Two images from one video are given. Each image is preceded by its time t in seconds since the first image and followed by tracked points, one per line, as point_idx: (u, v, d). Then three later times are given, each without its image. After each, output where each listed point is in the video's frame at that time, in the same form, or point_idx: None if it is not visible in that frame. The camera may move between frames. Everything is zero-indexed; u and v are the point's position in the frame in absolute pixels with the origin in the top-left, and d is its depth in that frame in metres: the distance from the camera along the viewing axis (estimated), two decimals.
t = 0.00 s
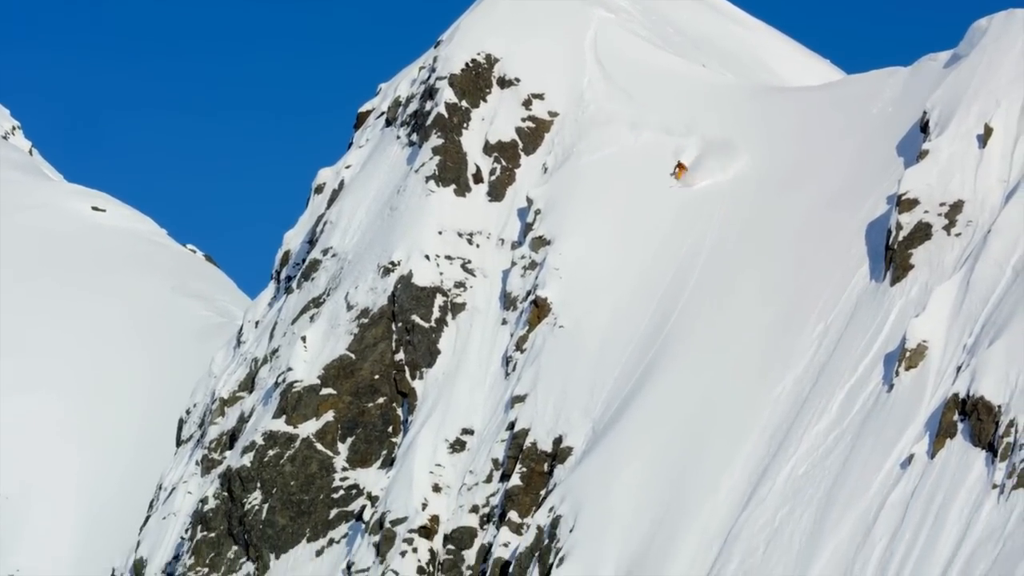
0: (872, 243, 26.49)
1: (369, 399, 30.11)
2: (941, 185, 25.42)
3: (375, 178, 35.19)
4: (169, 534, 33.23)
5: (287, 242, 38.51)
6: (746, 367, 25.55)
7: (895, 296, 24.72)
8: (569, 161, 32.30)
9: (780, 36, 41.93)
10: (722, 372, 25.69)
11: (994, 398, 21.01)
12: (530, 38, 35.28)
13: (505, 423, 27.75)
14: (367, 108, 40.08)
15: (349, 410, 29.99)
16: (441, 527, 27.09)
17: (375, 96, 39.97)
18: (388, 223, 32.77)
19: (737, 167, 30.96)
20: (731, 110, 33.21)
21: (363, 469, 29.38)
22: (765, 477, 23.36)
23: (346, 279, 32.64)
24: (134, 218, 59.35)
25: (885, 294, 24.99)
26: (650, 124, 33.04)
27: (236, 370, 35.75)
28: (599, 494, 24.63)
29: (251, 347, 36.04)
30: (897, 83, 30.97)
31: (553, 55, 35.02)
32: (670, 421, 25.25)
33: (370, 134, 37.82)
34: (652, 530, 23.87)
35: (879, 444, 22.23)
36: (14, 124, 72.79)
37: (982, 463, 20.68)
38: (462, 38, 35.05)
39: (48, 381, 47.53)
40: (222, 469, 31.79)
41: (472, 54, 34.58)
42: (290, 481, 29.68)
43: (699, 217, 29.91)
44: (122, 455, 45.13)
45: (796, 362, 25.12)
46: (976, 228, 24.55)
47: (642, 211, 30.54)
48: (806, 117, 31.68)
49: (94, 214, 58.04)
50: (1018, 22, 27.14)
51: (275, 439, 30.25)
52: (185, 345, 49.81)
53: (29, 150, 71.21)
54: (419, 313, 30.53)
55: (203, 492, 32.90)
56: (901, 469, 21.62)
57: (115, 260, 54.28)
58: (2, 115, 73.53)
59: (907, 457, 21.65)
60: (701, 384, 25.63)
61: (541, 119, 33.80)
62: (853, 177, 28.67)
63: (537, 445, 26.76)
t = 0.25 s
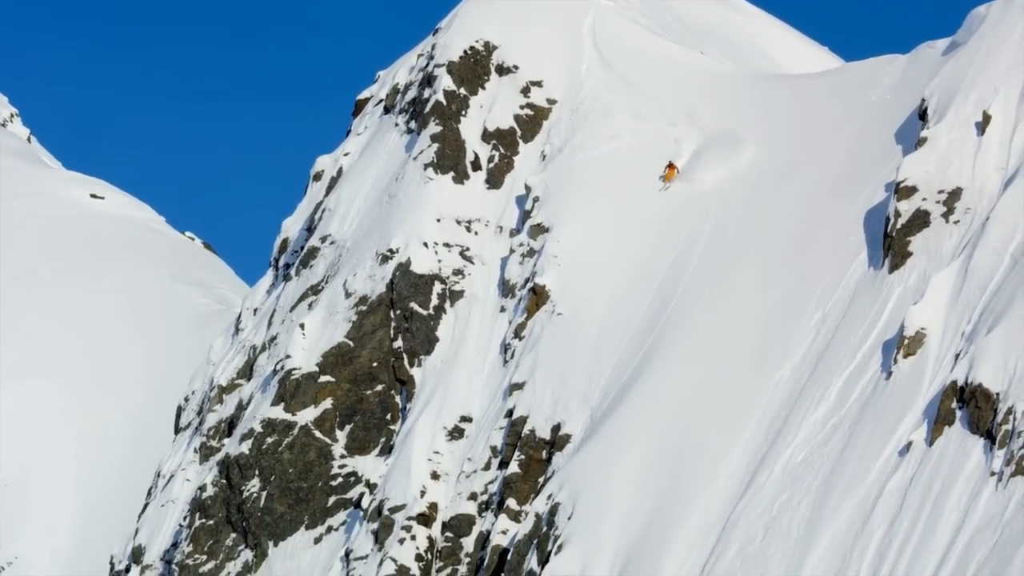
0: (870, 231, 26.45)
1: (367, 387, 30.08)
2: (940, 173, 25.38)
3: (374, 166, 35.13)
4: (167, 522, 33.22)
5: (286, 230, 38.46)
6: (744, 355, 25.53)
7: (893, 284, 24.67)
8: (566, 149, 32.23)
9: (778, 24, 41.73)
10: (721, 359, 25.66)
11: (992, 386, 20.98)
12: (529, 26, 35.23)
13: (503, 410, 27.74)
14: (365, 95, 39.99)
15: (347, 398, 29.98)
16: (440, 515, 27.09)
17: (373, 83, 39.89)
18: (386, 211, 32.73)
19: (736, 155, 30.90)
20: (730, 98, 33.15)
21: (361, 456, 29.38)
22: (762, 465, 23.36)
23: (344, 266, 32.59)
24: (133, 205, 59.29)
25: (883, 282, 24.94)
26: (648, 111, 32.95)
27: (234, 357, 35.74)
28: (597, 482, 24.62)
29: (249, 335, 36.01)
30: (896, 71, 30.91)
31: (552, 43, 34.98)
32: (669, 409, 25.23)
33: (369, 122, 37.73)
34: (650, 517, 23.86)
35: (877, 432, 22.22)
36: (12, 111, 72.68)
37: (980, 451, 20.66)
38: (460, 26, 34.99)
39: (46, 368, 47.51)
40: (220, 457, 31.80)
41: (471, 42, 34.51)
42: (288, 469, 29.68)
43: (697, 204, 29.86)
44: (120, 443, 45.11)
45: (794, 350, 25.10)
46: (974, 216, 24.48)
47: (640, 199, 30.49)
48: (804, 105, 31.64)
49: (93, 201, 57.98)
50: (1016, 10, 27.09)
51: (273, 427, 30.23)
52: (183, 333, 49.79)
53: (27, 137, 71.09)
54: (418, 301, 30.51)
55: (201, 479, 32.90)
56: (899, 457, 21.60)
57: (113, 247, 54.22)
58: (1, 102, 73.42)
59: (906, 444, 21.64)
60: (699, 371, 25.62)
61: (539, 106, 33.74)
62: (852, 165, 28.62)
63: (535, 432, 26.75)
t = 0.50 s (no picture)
0: (867, 214, 26.37)
1: (364, 370, 30.03)
2: (937, 157, 25.28)
3: (371, 150, 35.04)
4: (164, 505, 33.17)
5: (283, 214, 38.38)
6: (741, 339, 25.51)
7: (891, 268, 24.59)
8: (563, 133, 32.09)
9: (775, 8, 41.56)
10: (718, 344, 25.63)
11: (989, 369, 20.93)
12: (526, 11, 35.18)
13: (501, 394, 27.72)
14: (362, 80, 39.88)
15: (344, 381, 29.92)
16: (437, 498, 27.01)
17: (370, 67, 39.77)
18: (384, 194, 32.66)
19: (733, 138, 30.83)
20: (727, 82, 33.07)
21: (358, 440, 29.35)
22: (760, 448, 23.37)
23: (342, 250, 32.52)
24: (130, 190, 59.22)
25: (880, 266, 24.89)
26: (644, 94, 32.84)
27: (231, 341, 35.70)
28: (595, 466, 24.61)
29: (247, 319, 35.95)
30: (892, 54, 30.84)
31: (549, 29, 34.94)
32: (666, 393, 25.20)
33: (366, 106, 37.62)
34: (647, 500, 23.85)
35: (874, 416, 22.20)
36: (9, 95, 72.52)
37: (977, 434, 20.57)
38: (458, 10, 34.91)
39: (43, 351, 47.46)
40: (218, 441, 31.78)
41: (467, 26, 34.36)
42: (285, 453, 29.64)
43: (694, 188, 29.79)
44: (117, 426, 45.07)
45: (791, 334, 25.08)
46: (971, 200, 24.41)
47: (638, 183, 30.43)
48: (801, 89, 31.56)
49: (90, 185, 57.90)
50: None
51: (270, 410, 30.18)
52: (180, 317, 49.73)
53: (24, 121, 70.94)
54: (415, 285, 30.46)
55: (198, 463, 32.88)
56: (896, 441, 21.57)
57: (110, 231, 54.15)
58: None
59: (903, 428, 21.61)
60: (696, 355, 25.59)
61: (536, 90, 33.66)
62: (849, 149, 28.56)
63: (533, 417, 26.72)
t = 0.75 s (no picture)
0: (863, 195, 26.27)
1: (360, 351, 29.97)
2: (934, 138, 25.20)
3: (367, 130, 34.93)
4: (161, 487, 33.16)
5: (279, 195, 38.29)
6: (738, 321, 25.47)
7: (887, 249, 24.50)
8: (560, 114, 32.02)
9: None
10: (715, 325, 25.60)
11: (986, 350, 20.87)
12: None
13: (497, 375, 27.70)
14: (358, 61, 39.74)
15: (341, 362, 29.88)
16: (433, 479, 27.00)
17: (367, 49, 39.64)
18: (380, 175, 32.58)
19: (730, 119, 30.76)
20: (724, 63, 32.98)
21: (355, 421, 29.32)
22: (756, 429, 23.38)
23: (338, 231, 32.46)
24: (127, 171, 59.10)
25: (877, 247, 24.79)
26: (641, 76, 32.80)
27: (227, 322, 35.65)
28: (591, 447, 24.61)
29: (243, 300, 35.89)
30: (889, 36, 30.75)
31: (545, 10, 34.86)
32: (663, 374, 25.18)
33: (362, 87, 37.49)
34: (644, 481, 23.86)
35: (871, 397, 22.17)
36: (7, 76, 72.35)
37: (974, 416, 20.51)
38: None
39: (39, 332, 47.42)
40: (214, 422, 31.76)
41: (464, 7, 34.33)
42: (282, 434, 29.63)
43: (691, 170, 29.71)
44: (113, 407, 45.04)
45: (788, 316, 25.06)
46: (968, 180, 24.31)
47: (634, 164, 30.36)
48: (798, 70, 31.47)
49: (87, 166, 57.79)
50: None
51: (267, 391, 30.14)
52: (176, 298, 49.67)
53: (21, 102, 70.78)
54: (411, 266, 30.39)
55: (195, 444, 32.86)
56: (893, 421, 21.52)
57: (107, 212, 54.05)
58: None
59: (899, 409, 21.55)
60: (693, 337, 25.56)
61: (533, 71, 33.56)
62: (846, 130, 28.48)
63: (528, 397, 26.68)
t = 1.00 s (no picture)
0: (859, 175, 26.21)
1: (355, 331, 29.96)
2: (929, 118, 25.09)
3: (362, 110, 34.81)
4: (156, 466, 33.15)
5: (274, 174, 38.20)
6: (734, 301, 25.43)
7: (882, 229, 24.41)
8: (555, 95, 31.95)
9: None
10: (710, 305, 25.57)
11: (981, 330, 20.72)
12: None
13: (492, 355, 27.67)
14: (353, 40, 39.59)
15: (336, 342, 29.85)
16: (428, 459, 26.98)
17: (362, 28, 39.49)
18: (375, 155, 32.48)
19: (726, 99, 30.66)
20: (720, 43, 32.85)
21: (350, 401, 29.26)
22: (751, 410, 23.40)
23: (333, 211, 32.39)
24: (122, 150, 58.97)
25: (872, 228, 24.70)
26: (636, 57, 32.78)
27: (223, 301, 35.59)
28: (587, 427, 24.61)
29: (238, 279, 35.81)
30: (885, 15, 30.64)
31: None
32: (658, 355, 25.17)
33: (357, 67, 37.36)
34: (639, 462, 23.86)
35: (865, 376, 22.15)
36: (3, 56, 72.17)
37: (968, 396, 20.42)
38: None
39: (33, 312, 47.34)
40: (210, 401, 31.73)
41: None
42: (277, 414, 29.59)
43: (686, 150, 29.61)
44: (108, 387, 44.98)
45: (783, 296, 25.05)
46: (963, 160, 24.18)
47: (629, 145, 30.29)
48: (794, 49, 31.36)
49: (82, 145, 57.66)
50: None
51: (262, 371, 30.12)
52: (171, 278, 49.59)
53: (15, 81, 70.55)
54: (406, 245, 30.30)
55: (190, 424, 32.84)
56: (888, 402, 21.49)
57: (102, 192, 53.94)
58: None
59: (894, 389, 21.51)
60: (688, 317, 25.56)
61: (528, 51, 33.52)
62: (842, 109, 28.39)
63: (522, 377, 26.67)
